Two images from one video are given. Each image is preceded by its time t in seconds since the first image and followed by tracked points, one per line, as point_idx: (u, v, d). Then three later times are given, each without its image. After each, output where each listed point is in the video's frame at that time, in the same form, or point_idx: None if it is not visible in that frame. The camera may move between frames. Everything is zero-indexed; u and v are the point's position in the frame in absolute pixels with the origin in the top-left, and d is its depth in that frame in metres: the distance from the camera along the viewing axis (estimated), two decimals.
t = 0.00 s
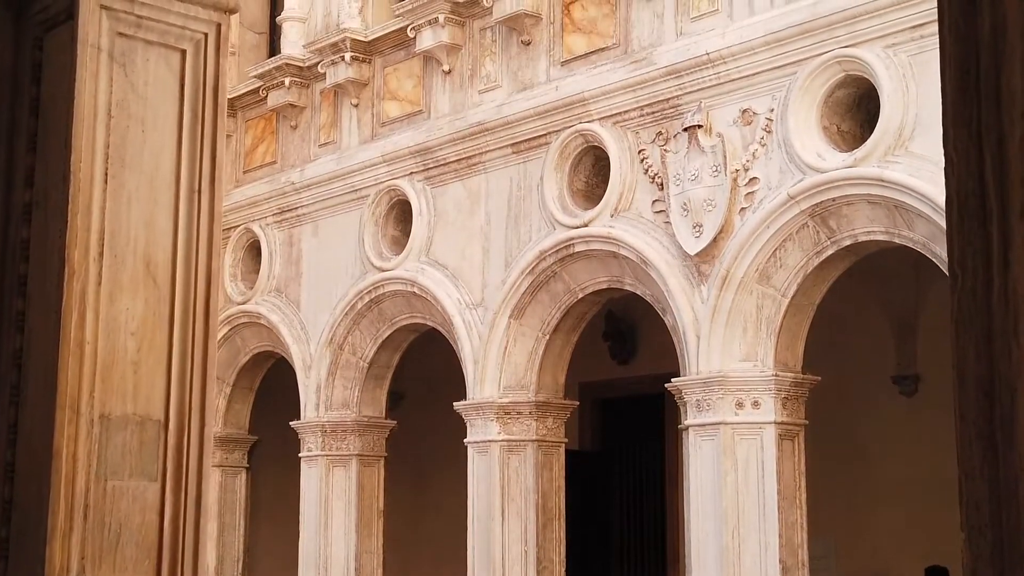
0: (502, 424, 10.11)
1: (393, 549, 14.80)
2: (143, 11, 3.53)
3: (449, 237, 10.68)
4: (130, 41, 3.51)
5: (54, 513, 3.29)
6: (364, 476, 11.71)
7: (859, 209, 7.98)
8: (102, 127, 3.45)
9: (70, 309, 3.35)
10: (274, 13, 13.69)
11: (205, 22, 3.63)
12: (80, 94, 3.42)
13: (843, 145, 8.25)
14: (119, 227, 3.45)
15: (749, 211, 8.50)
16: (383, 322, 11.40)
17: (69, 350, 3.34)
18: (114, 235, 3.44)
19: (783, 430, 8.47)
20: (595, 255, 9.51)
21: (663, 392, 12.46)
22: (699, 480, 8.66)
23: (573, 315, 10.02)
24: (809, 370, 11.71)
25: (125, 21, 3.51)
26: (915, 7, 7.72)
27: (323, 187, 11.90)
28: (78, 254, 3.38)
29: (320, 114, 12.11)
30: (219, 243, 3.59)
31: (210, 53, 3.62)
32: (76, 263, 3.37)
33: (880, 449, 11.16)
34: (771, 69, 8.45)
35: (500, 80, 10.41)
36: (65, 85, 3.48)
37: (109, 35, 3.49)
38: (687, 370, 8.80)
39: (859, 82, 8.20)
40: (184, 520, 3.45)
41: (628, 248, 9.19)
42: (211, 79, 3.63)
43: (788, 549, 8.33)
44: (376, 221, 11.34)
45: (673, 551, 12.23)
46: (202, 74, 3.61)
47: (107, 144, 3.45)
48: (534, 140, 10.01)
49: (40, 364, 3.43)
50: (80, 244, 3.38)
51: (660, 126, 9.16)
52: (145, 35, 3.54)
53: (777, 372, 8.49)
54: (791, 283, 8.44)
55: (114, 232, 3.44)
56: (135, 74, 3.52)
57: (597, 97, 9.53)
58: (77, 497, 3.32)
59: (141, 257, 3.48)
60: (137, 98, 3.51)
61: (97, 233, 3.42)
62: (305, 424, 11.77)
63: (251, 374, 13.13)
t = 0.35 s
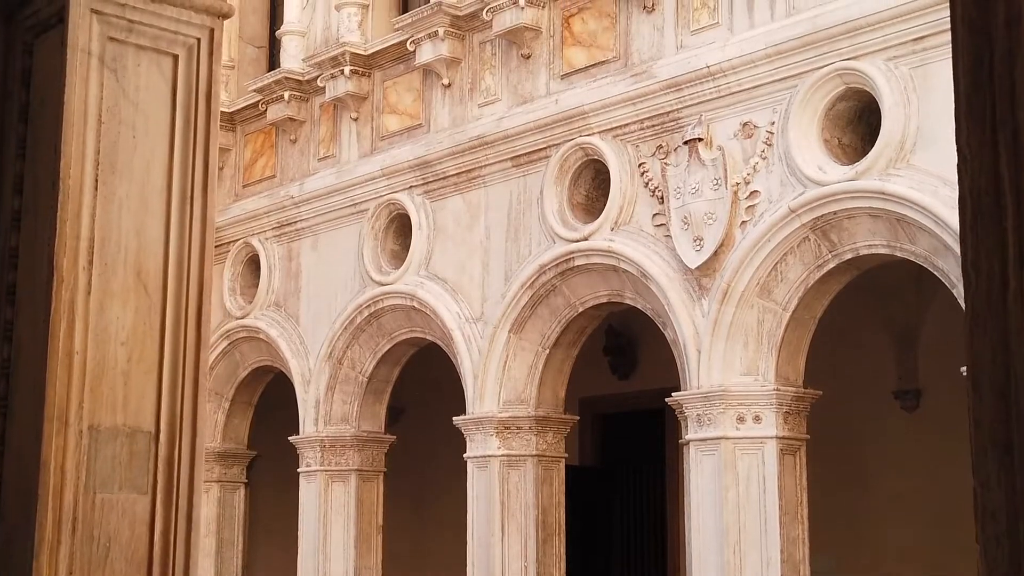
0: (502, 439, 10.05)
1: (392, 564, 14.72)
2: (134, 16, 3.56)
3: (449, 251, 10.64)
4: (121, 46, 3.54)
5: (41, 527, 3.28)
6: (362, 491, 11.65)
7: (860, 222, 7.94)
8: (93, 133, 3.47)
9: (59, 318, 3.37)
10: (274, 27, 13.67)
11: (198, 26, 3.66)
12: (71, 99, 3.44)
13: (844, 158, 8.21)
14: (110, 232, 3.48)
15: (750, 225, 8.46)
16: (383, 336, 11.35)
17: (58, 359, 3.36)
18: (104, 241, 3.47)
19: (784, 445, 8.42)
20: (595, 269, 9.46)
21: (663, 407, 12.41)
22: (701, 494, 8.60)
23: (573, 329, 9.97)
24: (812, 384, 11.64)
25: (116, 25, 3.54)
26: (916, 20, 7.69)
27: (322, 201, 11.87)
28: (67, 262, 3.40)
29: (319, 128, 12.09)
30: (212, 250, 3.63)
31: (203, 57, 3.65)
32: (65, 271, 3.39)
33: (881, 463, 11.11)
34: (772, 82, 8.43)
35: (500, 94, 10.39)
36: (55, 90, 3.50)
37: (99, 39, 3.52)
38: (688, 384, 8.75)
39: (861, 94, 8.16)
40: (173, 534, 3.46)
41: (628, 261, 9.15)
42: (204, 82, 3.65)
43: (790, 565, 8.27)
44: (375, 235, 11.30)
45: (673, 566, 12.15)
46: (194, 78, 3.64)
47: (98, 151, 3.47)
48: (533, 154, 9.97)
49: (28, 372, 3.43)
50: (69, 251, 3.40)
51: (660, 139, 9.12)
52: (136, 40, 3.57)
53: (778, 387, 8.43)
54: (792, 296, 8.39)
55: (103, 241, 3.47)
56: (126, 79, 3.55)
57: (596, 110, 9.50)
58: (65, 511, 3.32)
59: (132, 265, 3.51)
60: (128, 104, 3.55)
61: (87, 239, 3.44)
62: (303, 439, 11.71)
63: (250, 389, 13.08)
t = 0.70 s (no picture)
0: (501, 453, 9.99)
1: None
2: (125, 20, 3.51)
3: (448, 265, 10.60)
4: (111, 50, 3.50)
5: (26, 543, 3.23)
6: (361, 506, 11.59)
7: (861, 235, 7.90)
8: (82, 137, 3.43)
9: (46, 327, 3.32)
10: (273, 41, 13.66)
11: (190, 31, 3.62)
12: (59, 103, 3.39)
13: (845, 171, 8.17)
14: (99, 239, 3.43)
15: (751, 238, 8.42)
16: (382, 350, 11.30)
17: (45, 369, 3.31)
18: (93, 248, 3.42)
19: (785, 460, 8.37)
20: (595, 283, 9.42)
21: (663, 421, 12.36)
22: (701, 509, 8.54)
23: (573, 343, 9.92)
24: (813, 398, 11.58)
25: (106, 29, 3.49)
26: (917, 32, 7.67)
27: (321, 215, 11.83)
28: (55, 269, 3.35)
29: (318, 141, 12.06)
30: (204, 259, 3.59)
31: (195, 62, 3.62)
32: (53, 278, 3.34)
33: (882, 477, 11.06)
34: (772, 94, 8.40)
35: (499, 107, 10.36)
36: (43, 98, 3.46)
37: (89, 43, 3.47)
38: (689, 399, 8.69)
39: (861, 107, 8.13)
40: (164, 547, 3.44)
41: (628, 274, 9.10)
42: (196, 89, 3.63)
43: None
44: (374, 248, 11.26)
45: None
46: (185, 84, 3.61)
47: (87, 155, 3.42)
48: (533, 167, 9.94)
49: (16, 381, 3.39)
50: (57, 258, 3.36)
51: (660, 152, 9.09)
52: (126, 45, 3.52)
53: (779, 401, 8.38)
54: (793, 310, 8.34)
55: (92, 249, 3.42)
56: (116, 84, 3.50)
57: (596, 123, 9.47)
58: (52, 526, 3.28)
59: (121, 274, 3.46)
60: (118, 108, 3.50)
61: (76, 246, 3.39)
62: (302, 454, 11.65)
63: (248, 404, 13.02)
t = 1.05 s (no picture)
0: (501, 470, 9.92)
1: None
2: (112, 25, 3.52)
3: (448, 281, 10.55)
4: (99, 55, 3.51)
5: (8, 558, 3.24)
6: (360, 523, 11.52)
7: (863, 250, 7.84)
8: (68, 146, 3.44)
9: (30, 338, 3.33)
10: (271, 57, 13.64)
11: (179, 36, 3.63)
12: (45, 110, 3.40)
13: (846, 185, 8.13)
14: (85, 250, 3.44)
15: (751, 253, 8.37)
16: (380, 367, 11.24)
17: (29, 380, 3.32)
18: (79, 259, 3.43)
19: (786, 476, 8.31)
20: (595, 298, 9.36)
21: (663, 437, 12.30)
22: (702, 526, 8.47)
23: (573, 359, 9.87)
24: (814, 415, 11.51)
25: (94, 35, 3.50)
26: (918, 46, 7.63)
27: (320, 231, 11.78)
28: (39, 280, 3.37)
29: (317, 157, 12.03)
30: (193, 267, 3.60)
31: (184, 69, 3.63)
32: (37, 289, 3.36)
33: (884, 494, 10.99)
34: (772, 109, 8.36)
35: (499, 122, 10.33)
36: (28, 106, 3.44)
37: (76, 48, 3.48)
38: (690, 415, 8.63)
39: (862, 121, 8.09)
40: (150, 563, 3.42)
41: (628, 290, 9.05)
42: (185, 97, 3.64)
43: None
44: (373, 264, 11.20)
45: None
46: (174, 92, 3.62)
47: (73, 162, 3.44)
48: (532, 182, 9.90)
49: None
50: (42, 268, 3.37)
51: (660, 167, 9.04)
52: (114, 50, 3.53)
53: (780, 417, 8.33)
54: (794, 325, 8.29)
55: (78, 258, 3.43)
56: (103, 91, 3.51)
57: (596, 138, 9.43)
58: (34, 542, 3.28)
59: (108, 285, 3.47)
60: (106, 116, 3.51)
61: (61, 257, 3.41)
62: (301, 471, 11.58)
63: (246, 420, 12.95)
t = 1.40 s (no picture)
0: (500, 485, 9.86)
1: None
2: (100, 30, 3.69)
3: (446, 294, 10.50)
4: (86, 60, 3.67)
5: None
6: (359, 538, 11.45)
7: (864, 263, 7.80)
8: (54, 157, 3.59)
9: (15, 350, 3.48)
10: (271, 70, 13.62)
11: (169, 41, 3.81)
12: (30, 116, 3.55)
13: (847, 198, 8.09)
14: (72, 262, 3.60)
15: (752, 266, 8.32)
16: (379, 381, 11.19)
17: (14, 393, 3.47)
18: (65, 270, 3.58)
19: (787, 491, 8.26)
20: (594, 312, 9.31)
21: (665, 452, 12.22)
22: (703, 542, 8.41)
23: (572, 373, 9.82)
24: (816, 430, 11.45)
25: (81, 39, 3.66)
26: (919, 58, 7.59)
27: (318, 244, 11.74)
28: (24, 288, 3.51)
29: (316, 170, 11.99)
30: (180, 276, 3.75)
31: (172, 72, 3.80)
32: (21, 299, 3.50)
33: (887, 509, 10.92)
34: (772, 121, 8.32)
35: (498, 135, 10.30)
36: (14, 108, 3.58)
37: (63, 53, 3.64)
38: (690, 429, 8.57)
39: (863, 134, 8.04)
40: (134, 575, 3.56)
41: (628, 304, 8.99)
42: (174, 104, 3.80)
43: None
44: (372, 277, 11.16)
45: None
46: (163, 96, 3.79)
47: (59, 173, 3.59)
48: (532, 195, 9.85)
49: None
50: (27, 277, 3.52)
51: (660, 180, 9.01)
52: (102, 55, 3.70)
53: (781, 431, 8.27)
54: (795, 339, 8.24)
55: (64, 268, 3.58)
56: (90, 96, 3.68)
57: (596, 151, 9.38)
58: (19, 557, 3.42)
59: (94, 293, 3.63)
60: (92, 122, 3.67)
61: (46, 267, 3.55)
62: (299, 486, 11.50)
63: (245, 435, 12.90)
